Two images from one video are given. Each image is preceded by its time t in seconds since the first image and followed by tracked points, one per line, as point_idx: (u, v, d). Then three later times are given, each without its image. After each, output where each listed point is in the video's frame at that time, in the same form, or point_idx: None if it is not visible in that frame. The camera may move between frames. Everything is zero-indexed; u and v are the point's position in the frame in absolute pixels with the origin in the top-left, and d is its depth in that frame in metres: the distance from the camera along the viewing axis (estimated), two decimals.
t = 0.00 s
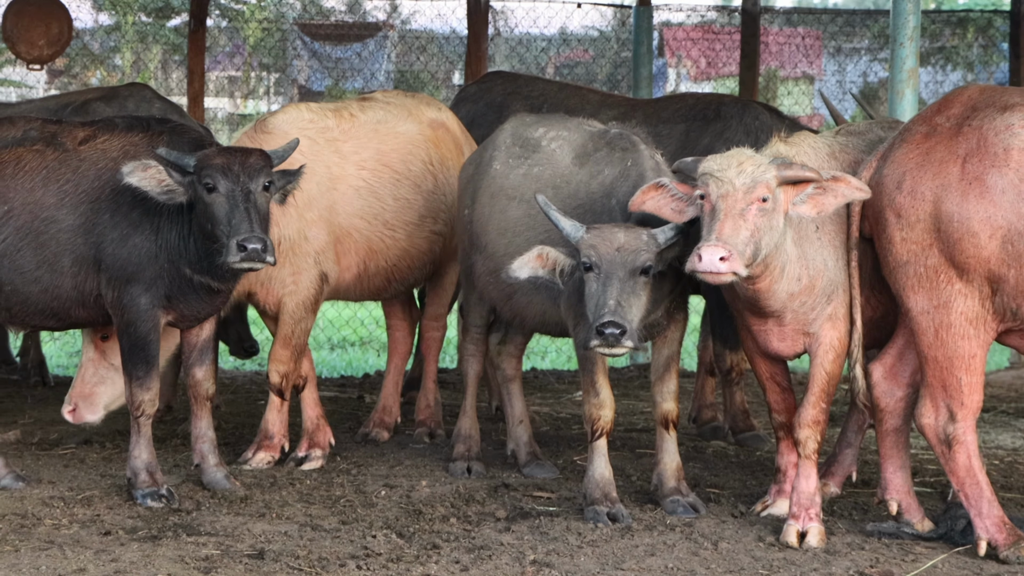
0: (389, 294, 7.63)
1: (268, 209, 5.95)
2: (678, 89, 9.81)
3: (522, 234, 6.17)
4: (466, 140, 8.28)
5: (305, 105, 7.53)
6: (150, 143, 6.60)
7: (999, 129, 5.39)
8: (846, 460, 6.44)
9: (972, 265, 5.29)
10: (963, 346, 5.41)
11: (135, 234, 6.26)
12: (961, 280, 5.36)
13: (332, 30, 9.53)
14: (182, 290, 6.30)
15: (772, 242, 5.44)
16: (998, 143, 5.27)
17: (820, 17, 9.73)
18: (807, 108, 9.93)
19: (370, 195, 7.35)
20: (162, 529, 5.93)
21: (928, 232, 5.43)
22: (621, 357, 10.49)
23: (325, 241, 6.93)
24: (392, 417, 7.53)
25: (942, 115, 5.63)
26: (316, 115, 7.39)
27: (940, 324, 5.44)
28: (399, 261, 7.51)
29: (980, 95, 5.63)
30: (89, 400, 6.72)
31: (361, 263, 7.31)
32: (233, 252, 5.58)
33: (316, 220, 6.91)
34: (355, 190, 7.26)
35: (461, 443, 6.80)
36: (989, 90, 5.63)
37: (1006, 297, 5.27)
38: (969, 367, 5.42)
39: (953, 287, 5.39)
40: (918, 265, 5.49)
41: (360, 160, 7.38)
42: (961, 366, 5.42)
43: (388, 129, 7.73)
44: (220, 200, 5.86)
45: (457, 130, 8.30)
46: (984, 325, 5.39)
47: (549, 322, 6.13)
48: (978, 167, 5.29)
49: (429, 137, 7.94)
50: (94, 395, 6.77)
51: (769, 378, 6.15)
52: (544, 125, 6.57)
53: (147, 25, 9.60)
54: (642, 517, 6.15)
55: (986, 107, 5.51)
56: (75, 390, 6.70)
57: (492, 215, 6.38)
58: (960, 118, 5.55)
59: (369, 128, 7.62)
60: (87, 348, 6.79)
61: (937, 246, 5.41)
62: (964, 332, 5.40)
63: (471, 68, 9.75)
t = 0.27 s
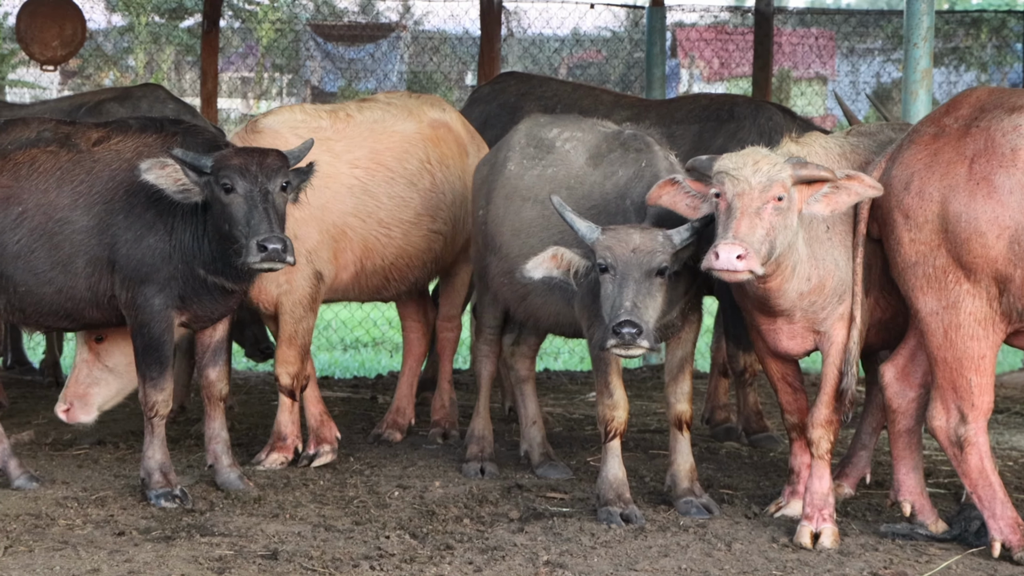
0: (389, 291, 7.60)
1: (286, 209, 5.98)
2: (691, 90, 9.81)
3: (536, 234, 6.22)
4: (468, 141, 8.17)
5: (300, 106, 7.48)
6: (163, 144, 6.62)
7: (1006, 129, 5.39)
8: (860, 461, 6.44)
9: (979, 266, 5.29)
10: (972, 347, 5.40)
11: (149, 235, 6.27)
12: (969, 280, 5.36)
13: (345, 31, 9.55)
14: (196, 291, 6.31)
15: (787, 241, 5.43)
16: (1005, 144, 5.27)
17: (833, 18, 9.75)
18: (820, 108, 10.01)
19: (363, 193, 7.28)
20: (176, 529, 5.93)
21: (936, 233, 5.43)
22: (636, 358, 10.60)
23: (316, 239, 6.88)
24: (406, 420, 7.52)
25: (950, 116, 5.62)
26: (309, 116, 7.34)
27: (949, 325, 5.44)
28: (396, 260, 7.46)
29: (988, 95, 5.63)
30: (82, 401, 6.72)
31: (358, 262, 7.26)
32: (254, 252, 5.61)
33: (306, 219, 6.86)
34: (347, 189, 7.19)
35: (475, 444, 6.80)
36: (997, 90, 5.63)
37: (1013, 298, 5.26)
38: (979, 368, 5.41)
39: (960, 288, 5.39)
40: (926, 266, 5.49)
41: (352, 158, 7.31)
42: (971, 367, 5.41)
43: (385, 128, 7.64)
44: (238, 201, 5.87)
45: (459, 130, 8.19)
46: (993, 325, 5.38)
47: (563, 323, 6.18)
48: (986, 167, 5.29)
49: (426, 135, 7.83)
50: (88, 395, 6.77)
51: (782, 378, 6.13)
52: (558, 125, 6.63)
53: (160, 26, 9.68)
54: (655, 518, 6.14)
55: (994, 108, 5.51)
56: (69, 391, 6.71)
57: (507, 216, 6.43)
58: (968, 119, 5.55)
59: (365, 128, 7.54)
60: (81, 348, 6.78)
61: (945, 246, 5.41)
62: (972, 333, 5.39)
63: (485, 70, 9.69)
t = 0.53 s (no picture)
0: (391, 292, 7.61)
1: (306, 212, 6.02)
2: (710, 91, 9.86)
3: (552, 236, 6.30)
4: (471, 140, 7.99)
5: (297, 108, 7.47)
6: (181, 146, 6.63)
7: (1017, 133, 5.35)
8: (879, 463, 6.44)
9: (989, 270, 5.26)
10: (985, 352, 5.39)
11: (166, 236, 6.29)
12: (980, 285, 5.34)
13: (361, 32, 9.63)
14: (214, 292, 6.32)
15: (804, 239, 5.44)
16: (1015, 148, 5.23)
17: (850, 18, 9.75)
18: (837, 109, 9.98)
19: (358, 194, 7.24)
20: (193, 530, 5.94)
21: (947, 238, 5.42)
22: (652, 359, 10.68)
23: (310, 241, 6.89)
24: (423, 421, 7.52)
25: (961, 119, 5.60)
26: (305, 118, 7.31)
27: (962, 330, 5.43)
28: (397, 259, 7.45)
29: (1001, 97, 5.58)
30: (64, 394, 6.73)
31: (358, 262, 7.29)
32: (274, 254, 5.67)
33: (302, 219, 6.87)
34: (342, 190, 7.16)
35: (492, 445, 6.80)
36: (1010, 92, 5.57)
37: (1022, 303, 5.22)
38: (992, 372, 5.40)
39: (971, 292, 5.37)
40: (937, 271, 5.48)
41: (347, 159, 7.25)
42: (984, 371, 5.40)
43: (381, 128, 7.54)
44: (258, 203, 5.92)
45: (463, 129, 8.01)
46: (1005, 330, 5.35)
47: (581, 324, 6.19)
48: (996, 171, 5.26)
49: (423, 135, 7.68)
50: (72, 388, 6.77)
51: (801, 379, 6.12)
52: (576, 126, 6.69)
53: (176, 27, 9.78)
54: (672, 519, 6.14)
55: (1005, 111, 5.47)
56: (53, 382, 6.71)
57: (525, 217, 6.50)
58: (979, 123, 5.50)
59: (360, 128, 7.46)
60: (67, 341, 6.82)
61: (957, 251, 5.39)
62: (984, 337, 5.38)
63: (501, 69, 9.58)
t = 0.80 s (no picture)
0: (386, 295, 7.58)
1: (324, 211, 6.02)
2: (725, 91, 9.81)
3: (570, 236, 6.33)
4: (472, 144, 7.88)
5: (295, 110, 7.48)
6: (198, 147, 6.64)
7: None
8: (897, 463, 6.43)
9: (1004, 272, 5.25)
10: (1001, 354, 5.36)
11: (183, 236, 6.29)
12: (995, 286, 5.33)
13: (378, 32, 9.72)
14: (231, 293, 6.32)
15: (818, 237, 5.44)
16: None
17: (867, 18, 9.75)
18: (854, 109, 10.03)
19: (349, 197, 7.23)
20: (211, 530, 5.95)
21: (962, 240, 5.42)
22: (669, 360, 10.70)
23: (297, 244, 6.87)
24: (440, 421, 7.51)
25: (974, 121, 5.64)
26: (301, 121, 7.32)
27: (978, 332, 5.41)
28: (390, 262, 7.42)
29: (1013, 98, 5.60)
30: (59, 393, 6.73)
31: (350, 265, 7.27)
32: (292, 254, 5.68)
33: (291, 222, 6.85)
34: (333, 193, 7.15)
35: (509, 445, 6.80)
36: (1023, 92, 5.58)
37: None
38: (1009, 374, 5.37)
39: (987, 294, 5.36)
40: (952, 273, 5.47)
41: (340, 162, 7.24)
42: (1001, 372, 5.38)
43: (376, 131, 7.51)
44: (275, 202, 5.93)
45: (465, 132, 7.92)
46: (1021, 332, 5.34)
47: (598, 324, 6.18)
48: (1009, 173, 5.27)
49: (419, 138, 7.62)
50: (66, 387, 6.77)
51: (823, 377, 6.12)
52: (594, 126, 6.72)
53: (193, 27, 9.83)
54: (690, 519, 6.14)
55: (1018, 112, 5.51)
56: (47, 382, 6.69)
57: (544, 218, 6.54)
58: (993, 124, 5.56)
59: (356, 132, 7.44)
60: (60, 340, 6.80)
61: (971, 253, 5.39)
62: (1000, 339, 5.36)
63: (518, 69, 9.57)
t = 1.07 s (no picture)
0: (371, 296, 7.52)
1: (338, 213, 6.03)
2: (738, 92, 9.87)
3: (584, 237, 6.33)
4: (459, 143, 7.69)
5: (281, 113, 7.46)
6: (212, 148, 6.65)
7: None
8: (912, 464, 6.42)
9: (1015, 272, 5.24)
10: (1014, 354, 5.33)
11: (197, 237, 6.29)
12: (1008, 286, 5.32)
13: (392, 33, 9.76)
14: (245, 293, 6.32)
15: (831, 234, 5.44)
16: None
17: (881, 18, 9.74)
18: (868, 109, 10.04)
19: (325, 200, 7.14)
20: (225, 531, 5.95)
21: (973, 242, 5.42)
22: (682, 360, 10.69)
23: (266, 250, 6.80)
24: (452, 421, 7.52)
25: (984, 122, 5.60)
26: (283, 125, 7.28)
27: (990, 333, 5.39)
28: (371, 264, 7.34)
29: None
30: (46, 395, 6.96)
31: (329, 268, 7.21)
32: (306, 256, 5.69)
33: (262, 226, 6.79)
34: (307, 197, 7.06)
35: (523, 446, 6.80)
36: None
37: None
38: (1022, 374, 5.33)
39: (999, 295, 5.35)
40: (964, 275, 5.46)
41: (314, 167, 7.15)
42: (1014, 373, 5.34)
43: (357, 133, 7.39)
44: (288, 203, 5.94)
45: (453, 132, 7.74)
46: None
47: (612, 324, 6.18)
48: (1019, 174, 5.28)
49: (400, 140, 7.48)
50: (53, 388, 7.02)
51: (840, 375, 6.16)
52: (607, 127, 6.73)
53: (207, 28, 9.88)
54: (704, 519, 6.14)
55: None
56: (35, 382, 6.93)
57: (557, 218, 6.55)
58: (1001, 125, 5.52)
59: (335, 134, 7.34)
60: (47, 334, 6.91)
61: (983, 254, 5.38)
62: (1013, 339, 5.33)
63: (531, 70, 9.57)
